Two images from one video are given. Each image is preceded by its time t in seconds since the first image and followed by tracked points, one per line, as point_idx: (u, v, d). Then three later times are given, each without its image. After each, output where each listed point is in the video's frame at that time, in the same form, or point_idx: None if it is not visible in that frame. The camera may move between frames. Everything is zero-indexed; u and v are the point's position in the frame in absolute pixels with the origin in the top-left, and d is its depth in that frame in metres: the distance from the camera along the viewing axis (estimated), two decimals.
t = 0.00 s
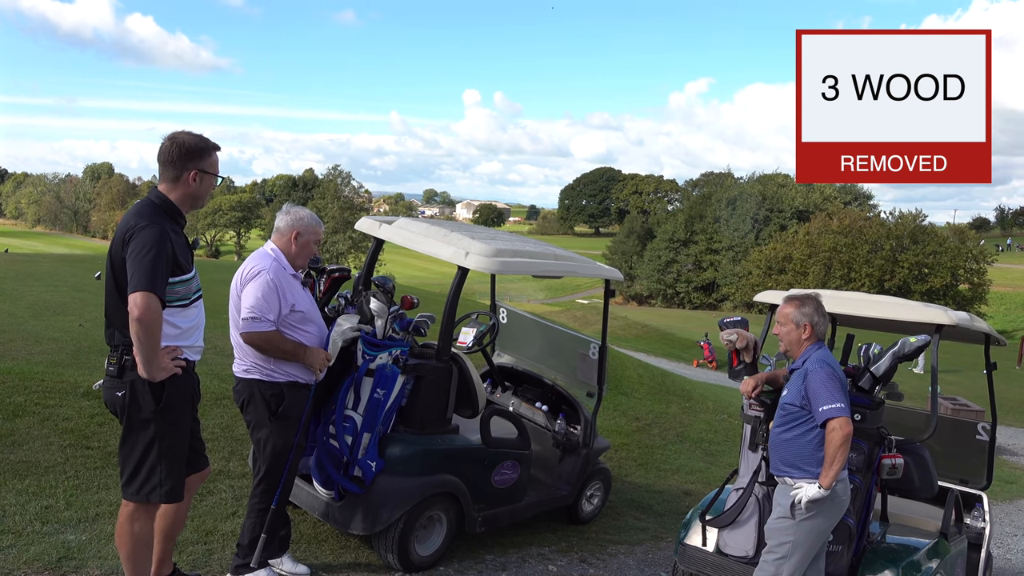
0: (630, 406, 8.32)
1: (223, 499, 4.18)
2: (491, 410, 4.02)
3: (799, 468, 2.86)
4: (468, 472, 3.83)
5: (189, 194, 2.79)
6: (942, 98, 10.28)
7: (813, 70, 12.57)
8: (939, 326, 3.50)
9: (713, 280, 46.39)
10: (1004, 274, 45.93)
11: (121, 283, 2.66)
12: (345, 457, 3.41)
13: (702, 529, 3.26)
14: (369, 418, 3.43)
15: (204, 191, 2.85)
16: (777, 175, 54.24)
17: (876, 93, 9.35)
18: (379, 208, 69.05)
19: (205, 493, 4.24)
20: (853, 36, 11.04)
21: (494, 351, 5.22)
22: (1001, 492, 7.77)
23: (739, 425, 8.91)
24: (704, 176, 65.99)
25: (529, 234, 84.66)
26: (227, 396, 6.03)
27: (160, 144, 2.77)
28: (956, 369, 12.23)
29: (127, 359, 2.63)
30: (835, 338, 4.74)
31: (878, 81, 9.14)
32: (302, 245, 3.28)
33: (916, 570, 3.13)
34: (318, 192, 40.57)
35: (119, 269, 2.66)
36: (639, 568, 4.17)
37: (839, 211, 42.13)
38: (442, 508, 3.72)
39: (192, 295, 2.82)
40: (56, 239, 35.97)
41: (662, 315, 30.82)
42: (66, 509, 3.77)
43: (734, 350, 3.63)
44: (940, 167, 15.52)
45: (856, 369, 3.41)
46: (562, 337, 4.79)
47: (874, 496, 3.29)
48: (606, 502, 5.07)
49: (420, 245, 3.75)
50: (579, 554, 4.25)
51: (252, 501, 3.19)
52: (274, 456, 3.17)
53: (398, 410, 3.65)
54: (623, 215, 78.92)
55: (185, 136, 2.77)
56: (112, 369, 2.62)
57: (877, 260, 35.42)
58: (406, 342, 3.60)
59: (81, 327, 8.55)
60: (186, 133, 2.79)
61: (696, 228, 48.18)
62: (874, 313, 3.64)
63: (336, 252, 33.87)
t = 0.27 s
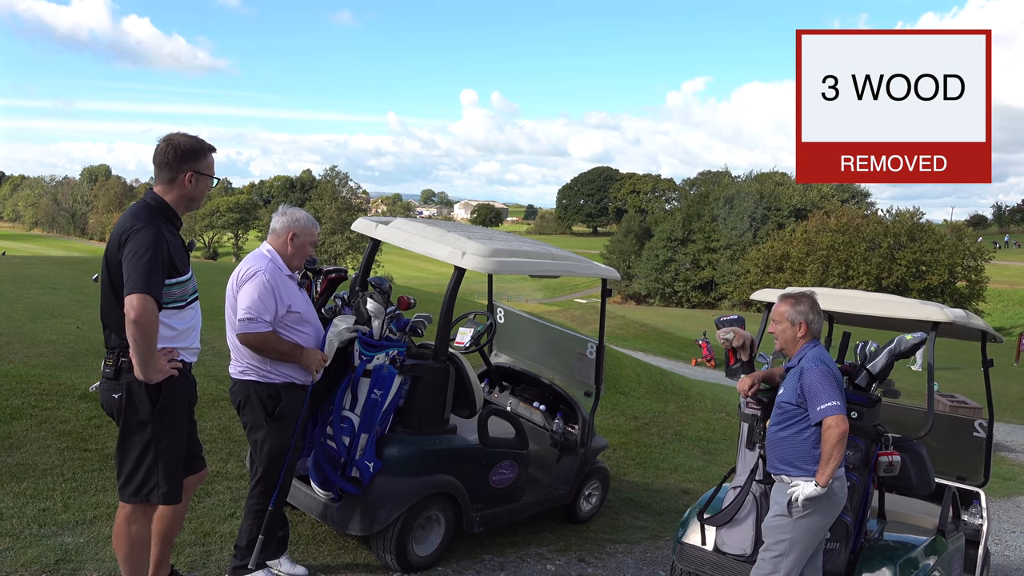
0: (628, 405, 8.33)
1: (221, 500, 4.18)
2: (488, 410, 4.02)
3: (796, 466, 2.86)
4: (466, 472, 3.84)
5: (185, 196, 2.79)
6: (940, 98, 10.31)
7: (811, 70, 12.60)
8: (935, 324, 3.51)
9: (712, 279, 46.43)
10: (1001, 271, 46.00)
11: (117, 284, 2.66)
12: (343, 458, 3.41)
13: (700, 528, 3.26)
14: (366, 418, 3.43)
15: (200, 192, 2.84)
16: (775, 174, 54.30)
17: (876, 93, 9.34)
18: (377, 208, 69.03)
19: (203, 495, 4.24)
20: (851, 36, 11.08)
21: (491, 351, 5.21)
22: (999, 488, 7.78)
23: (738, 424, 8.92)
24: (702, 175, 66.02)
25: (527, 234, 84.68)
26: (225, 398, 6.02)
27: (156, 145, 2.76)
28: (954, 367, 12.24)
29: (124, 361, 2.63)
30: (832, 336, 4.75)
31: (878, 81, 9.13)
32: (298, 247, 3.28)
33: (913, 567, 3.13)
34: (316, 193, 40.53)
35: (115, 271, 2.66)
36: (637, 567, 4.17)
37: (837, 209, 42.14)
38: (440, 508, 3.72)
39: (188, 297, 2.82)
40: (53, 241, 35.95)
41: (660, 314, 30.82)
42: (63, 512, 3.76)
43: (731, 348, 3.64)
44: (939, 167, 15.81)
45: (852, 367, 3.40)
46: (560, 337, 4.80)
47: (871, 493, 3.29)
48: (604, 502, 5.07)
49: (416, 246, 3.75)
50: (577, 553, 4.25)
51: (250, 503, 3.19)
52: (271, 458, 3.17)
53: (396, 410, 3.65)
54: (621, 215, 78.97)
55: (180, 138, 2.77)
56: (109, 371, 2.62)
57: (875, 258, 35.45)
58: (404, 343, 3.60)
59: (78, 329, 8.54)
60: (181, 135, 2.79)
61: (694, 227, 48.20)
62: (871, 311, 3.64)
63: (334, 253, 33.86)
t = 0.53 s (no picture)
0: (626, 404, 8.33)
1: (218, 502, 4.18)
2: (486, 410, 4.02)
3: (793, 464, 2.86)
4: (464, 472, 3.83)
5: (181, 198, 2.78)
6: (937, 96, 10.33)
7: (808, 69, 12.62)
8: (932, 321, 3.51)
9: (710, 277, 46.45)
10: (999, 268, 46.04)
11: (113, 286, 2.65)
12: (341, 459, 3.41)
13: (698, 526, 3.26)
14: (363, 419, 3.42)
15: (196, 194, 2.84)
16: (773, 172, 54.33)
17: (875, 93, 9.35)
18: (375, 209, 69.00)
19: (201, 496, 4.23)
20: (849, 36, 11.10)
21: (489, 351, 5.21)
22: (998, 485, 7.79)
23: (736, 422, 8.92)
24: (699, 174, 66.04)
25: (525, 233, 84.68)
26: (223, 399, 6.01)
27: (151, 147, 2.76)
28: (953, 365, 12.25)
29: (120, 363, 2.63)
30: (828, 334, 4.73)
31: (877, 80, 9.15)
32: (294, 248, 3.28)
33: (911, 565, 3.13)
34: (314, 194, 40.48)
35: (111, 273, 2.65)
36: (636, 566, 4.17)
37: (835, 207, 42.17)
38: (438, 508, 3.72)
39: (185, 299, 2.81)
40: (51, 243, 35.90)
41: (659, 313, 30.81)
42: (61, 514, 3.76)
43: (728, 347, 3.64)
44: (939, 167, 15.83)
45: (850, 365, 3.41)
46: (558, 336, 4.80)
47: (869, 491, 3.28)
48: (603, 501, 5.07)
49: (413, 246, 3.75)
50: (576, 552, 4.25)
51: (247, 504, 3.19)
52: (268, 459, 3.17)
53: (393, 411, 3.64)
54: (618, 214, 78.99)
55: (176, 140, 2.76)
56: (105, 373, 2.62)
57: (872, 256, 35.47)
58: (401, 343, 3.59)
59: (76, 332, 8.52)
60: (177, 136, 2.78)
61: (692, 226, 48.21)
62: (867, 308, 3.65)
63: (332, 254, 33.82)
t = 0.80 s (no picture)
0: (625, 403, 8.33)
1: (217, 504, 4.17)
2: (484, 410, 4.02)
3: (791, 462, 2.86)
4: (463, 473, 3.83)
5: (177, 200, 2.78)
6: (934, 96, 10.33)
7: (804, 69, 12.63)
8: (929, 319, 3.51)
9: (709, 276, 46.46)
10: (998, 265, 46.07)
11: (109, 289, 2.65)
12: (339, 460, 3.41)
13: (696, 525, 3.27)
14: (361, 420, 3.41)
15: (192, 196, 2.84)
16: (771, 171, 54.35)
17: (876, 93, 9.38)
18: (374, 209, 68.98)
19: (200, 499, 4.23)
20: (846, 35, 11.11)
21: (487, 351, 5.20)
22: (997, 482, 7.79)
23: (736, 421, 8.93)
24: (698, 173, 66.08)
25: (524, 234, 84.71)
26: (222, 401, 6.01)
27: (147, 150, 2.76)
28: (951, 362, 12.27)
29: (117, 366, 2.62)
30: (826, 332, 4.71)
31: (877, 80, 9.18)
32: (290, 249, 3.28)
33: (910, 562, 3.12)
34: (312, 195, 40.46)
35: (107, 276, 2.65)
36: (635, 565, 4.17)
37: (833, 205, 42.19)
38: (437, 509, 3.72)
39: (182, 301, 2.81)
40: (50, 246, 35.91)
41: (657, 312, 30.79)
42: (59, 517, 3.75)
43: (726, 346, 3.64)
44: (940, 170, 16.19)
45: (847, 362, 3.41)
46: (556, 336, 4.79)
47: (867, 488, 3.28)
48: (602, 500, 5.07)
49: (409, 247, 3.74)
50: (575, 552, 4.25)
51: (246, 506, 3.19)
52: (266, 461, 3.17)
53: (391, 411, 3.64)
54: (617, 214, 79.00)
55: (171, 142, 2.76)
56: (102, 376, 2.61)
57: (871, 253, 35.47)
58: (399, 344, 3.58)
59: (74, 335, 8.52)
60: (172, 138, 2.78)
61: (691, 225, 48.21)
62: (865, 306, 3.65)
63: (331, 255, 33.81)
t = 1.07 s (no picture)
0: (624, 403, 8.34)
1: (216, 506, 4.17)
2: (483, 410, 4.02)
3: (789, 460, 2.86)
4: (461, 473, 3.83)
5: (172, 202, 2.78)
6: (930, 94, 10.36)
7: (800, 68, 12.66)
8: (926, 315, 3.51)
9: (708, 275, 46.47)
10: (997, 261, 46.10)
11: (105, 292, 2.65)
12: (337, 460, 3.41)
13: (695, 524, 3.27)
14: (359, 421, 3.41)
15: (187, 198, 2.83)
16: (770, 169, 54.39)
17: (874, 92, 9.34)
18: (373, 210, 68.98)
19: (199, 501, 4.23)
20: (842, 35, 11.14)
21: (485, 351, 5.20)
22: (997, 478, 7.80)
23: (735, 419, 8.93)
24: (696, 171, 66.11)
25: (523, 233, 84.72)
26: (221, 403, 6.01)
27: (142, 152, 2.76)
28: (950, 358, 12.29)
29: (113, 369, 2.62)
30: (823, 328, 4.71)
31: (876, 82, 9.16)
32: (285, 251, 3.27)
33: (909, 559, 3.11)
34: (311, 196, 40.45)
35: (103, 279, 2.65)
36: (635, 564, 4.17)
37: (832, 203, 42.22)
38: (436, 509, 3.72)
39: (178, 303, 2.81)
40: (48, 249, 35.89)
41: (657, 311, 30.76)
42: (58, 521, 3.75)
43: (723, 344, 3.64)
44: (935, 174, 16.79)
45: (845, 360, 3.41)
46: (554, 336, 4.79)
47: (866, 485, 3.27)
48: (602, 499, 5.07)
49: (406, 247, 3.74)
50: (575, 552, 4.25)
51: (244, 508, 3.19)
52: (263, 462, 3.16)
53: (390, 412, 3.64)
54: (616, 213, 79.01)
55: (166, 144, 2.76)
56: (98, 379, 2.61)
57: (870, 250, 35.48)
58: (397, 344, 3.57)
59: (73, 338, 8.51)
60: (168, 141, 2.78)
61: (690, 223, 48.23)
62: (862, 303, 3.65)
63: (330, 256, 33.81)
